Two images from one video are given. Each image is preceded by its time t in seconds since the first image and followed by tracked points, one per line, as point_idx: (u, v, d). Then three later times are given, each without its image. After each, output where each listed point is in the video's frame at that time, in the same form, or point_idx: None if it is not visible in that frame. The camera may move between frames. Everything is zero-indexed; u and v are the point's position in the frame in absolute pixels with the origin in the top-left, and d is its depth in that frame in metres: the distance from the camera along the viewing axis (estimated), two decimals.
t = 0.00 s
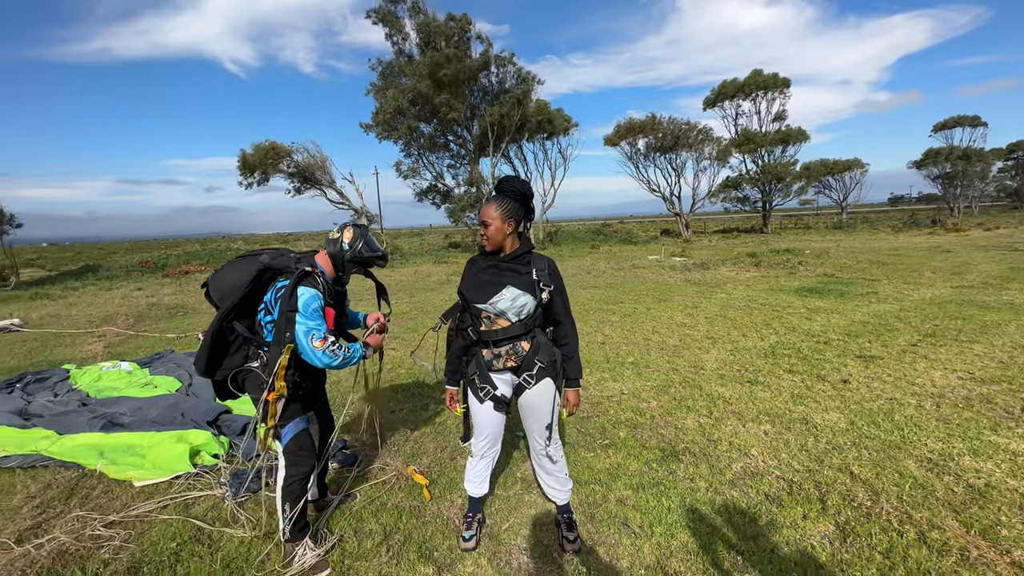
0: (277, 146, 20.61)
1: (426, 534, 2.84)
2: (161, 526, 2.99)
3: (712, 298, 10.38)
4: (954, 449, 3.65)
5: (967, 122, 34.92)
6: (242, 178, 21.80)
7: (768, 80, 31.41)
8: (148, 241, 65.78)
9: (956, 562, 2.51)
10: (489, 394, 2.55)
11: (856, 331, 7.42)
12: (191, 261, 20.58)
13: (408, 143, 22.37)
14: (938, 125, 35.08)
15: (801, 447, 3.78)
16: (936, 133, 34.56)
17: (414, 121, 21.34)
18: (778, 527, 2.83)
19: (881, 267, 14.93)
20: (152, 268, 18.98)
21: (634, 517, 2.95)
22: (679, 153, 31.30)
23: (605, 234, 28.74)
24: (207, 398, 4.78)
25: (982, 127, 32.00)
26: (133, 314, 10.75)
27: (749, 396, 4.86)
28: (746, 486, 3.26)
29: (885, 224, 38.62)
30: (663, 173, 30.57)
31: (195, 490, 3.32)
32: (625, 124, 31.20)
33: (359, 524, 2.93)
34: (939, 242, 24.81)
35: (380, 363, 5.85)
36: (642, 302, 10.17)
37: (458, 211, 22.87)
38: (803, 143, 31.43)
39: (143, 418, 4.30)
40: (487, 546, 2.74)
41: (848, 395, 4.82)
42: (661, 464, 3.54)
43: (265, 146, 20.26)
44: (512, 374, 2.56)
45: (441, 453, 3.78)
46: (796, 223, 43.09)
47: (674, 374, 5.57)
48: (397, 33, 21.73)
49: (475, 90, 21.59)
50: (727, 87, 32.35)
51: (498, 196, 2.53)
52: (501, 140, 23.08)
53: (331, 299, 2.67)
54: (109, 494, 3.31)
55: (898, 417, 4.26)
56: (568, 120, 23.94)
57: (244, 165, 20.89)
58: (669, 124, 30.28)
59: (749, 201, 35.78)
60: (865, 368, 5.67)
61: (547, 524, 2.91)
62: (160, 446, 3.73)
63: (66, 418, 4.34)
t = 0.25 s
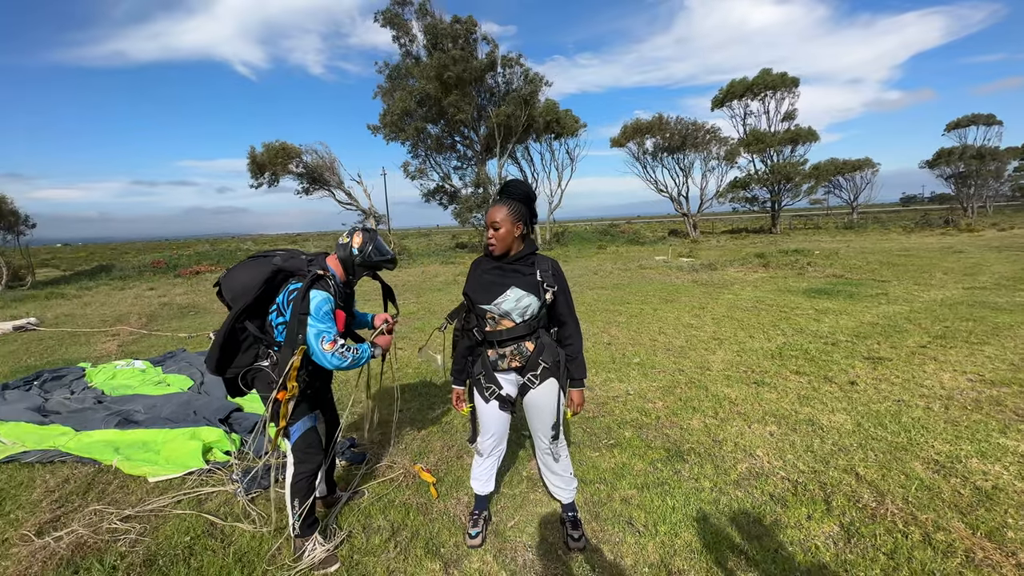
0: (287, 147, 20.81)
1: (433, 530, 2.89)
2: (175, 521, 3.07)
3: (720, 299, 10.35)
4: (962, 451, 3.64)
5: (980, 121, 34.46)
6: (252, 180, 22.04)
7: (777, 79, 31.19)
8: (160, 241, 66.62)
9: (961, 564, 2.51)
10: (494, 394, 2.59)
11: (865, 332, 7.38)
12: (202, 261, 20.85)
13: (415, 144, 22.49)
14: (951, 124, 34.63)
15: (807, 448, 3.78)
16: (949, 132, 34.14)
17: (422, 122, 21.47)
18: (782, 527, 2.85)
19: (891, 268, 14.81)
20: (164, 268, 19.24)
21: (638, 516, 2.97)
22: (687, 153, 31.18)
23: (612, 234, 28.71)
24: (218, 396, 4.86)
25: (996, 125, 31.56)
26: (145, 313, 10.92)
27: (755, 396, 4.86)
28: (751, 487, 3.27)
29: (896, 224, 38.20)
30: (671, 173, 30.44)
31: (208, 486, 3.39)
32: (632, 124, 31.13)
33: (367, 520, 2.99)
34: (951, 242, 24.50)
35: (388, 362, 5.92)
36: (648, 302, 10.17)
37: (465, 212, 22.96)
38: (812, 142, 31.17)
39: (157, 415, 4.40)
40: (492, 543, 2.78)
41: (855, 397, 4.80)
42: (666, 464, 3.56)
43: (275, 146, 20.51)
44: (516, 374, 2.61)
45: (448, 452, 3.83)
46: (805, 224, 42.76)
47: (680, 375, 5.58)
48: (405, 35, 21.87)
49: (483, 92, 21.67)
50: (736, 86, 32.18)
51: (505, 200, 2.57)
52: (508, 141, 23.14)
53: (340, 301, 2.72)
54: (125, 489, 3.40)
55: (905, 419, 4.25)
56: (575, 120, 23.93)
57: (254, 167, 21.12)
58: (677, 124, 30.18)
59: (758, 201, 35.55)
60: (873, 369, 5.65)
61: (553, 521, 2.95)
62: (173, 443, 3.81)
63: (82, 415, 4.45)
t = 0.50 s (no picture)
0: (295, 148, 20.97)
1: (440, 528, 2.92)
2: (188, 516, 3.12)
3: (727, 299, 10.32)
4: (970, 453, 3.62)
5: (992, 119, 34.03)
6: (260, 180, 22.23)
7: (785, 79, 30.97)
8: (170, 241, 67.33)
9: (968, 565, 2.50)
10: (501, 391, 2.63)
11: (873, 333, 7.33)
12: (212, 260, 21.07)
13: (422, 144, 22.58)
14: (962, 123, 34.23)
15: (814, 449, 3.78)
16: (961, 131, 33.72)
17: (428, 123, 21.54)
18: (788, 527, 2.86)
19: (900, 268, 14.68)
20: (173, 267, 19.46)
21: (644, 515, 2.99)
22: (694, 152, 31.05)
23: (618, 234, 28.67)
24: (229, 394, 4.93)
25: (1009, 124, 31.15)
26: (156, 312, 11.07)
27: (762, 397, 4.86)
28: (757, 487, 3.28)
29: (907, 224, 37.81)
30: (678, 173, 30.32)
31: (219, 482, 3.44)
32: (638, 124, 31.04)
33: (375, 517, 3.03)
34: (962, 243, 24.22)
35: (395, 361, 5.97)
36: (655, 302, 10.16)
37: (471, 212, 23.03)
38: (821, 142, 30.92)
39: (169, 413, 4.47)
40: (499, 541, 2.81)
41: (863, 398, 4.78)
42: (672, 464, 3.57)
43: (284, 146, 20.71)
44: (524, 372, 2.64)
45: (455, 450, 3.86)
46: (814, 223, 42.43)
47: (686, 375, 5.59)
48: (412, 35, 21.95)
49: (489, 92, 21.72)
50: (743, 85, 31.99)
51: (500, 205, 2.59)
52: (514, 141, 23.17)
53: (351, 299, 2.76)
54: (139, 484, 3.46)
55: (913, 420, 4.23)
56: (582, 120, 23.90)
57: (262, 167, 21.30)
58: (684, 123, 30.06)
59: (765, 201, 35.32)
60: (882, 371, 5.61)
61: (559, 520, 2.97)
62: (185, 440, 3.88)
63: (96, 412, 4.53)
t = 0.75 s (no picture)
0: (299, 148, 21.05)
1: (446, 526, 2.93)
2: (196, 514, 3.14)
3: (731, 299, 10.30)
4: (978, 453, 3.60)
5: (999, 118, 33.80)
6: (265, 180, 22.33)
7: (790, 78, 30.85)
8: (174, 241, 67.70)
9: (976, 566, 2.50)
10: (508, 391, 2.63)
11: (879, 333, 7.30)
12: (216, 260, 21.18)
13: (425, 144, 22.62)
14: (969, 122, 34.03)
15: (820, 449, 3.77)
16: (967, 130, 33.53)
17: (432, 123, 21.58)
18: (794, 527, 2.85)
19: (906, 268, 14.61)
20: (179, 267, 19.57)
21: (650, 514, 3.00)
22: (697, 152, 30.98)
23: (622, 234, 28.63)
24: (235, 393, 4.96)
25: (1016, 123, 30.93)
26: (162, 311, 11.12)
27: (767, 397, 4.85)
28: (763, 487, 3.27)
29: (912, 224, 37.61)
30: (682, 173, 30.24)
31: (227, 480, 3.47)
32: (642, 124, 30.99)
33: (382, 515, 3.04)
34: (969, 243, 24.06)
35: (400, 360, 5.99)
36: (659, 302, 10.15)
37: (475, 211, 23.06)
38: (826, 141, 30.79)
39: (177, 411, 4.50)
40: (506, 540, 2.82)
41: (869, 398, 4.77)
42: (677, 464, 3.57)
43: (289, 146, 20.83)
44: (530, 371, 2.65)
45: (460, 449, 3.87)
46: (819, 223, 42.28)
47: (690, 375, 5.58)
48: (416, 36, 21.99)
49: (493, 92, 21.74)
50: (748, 85, 31.88)
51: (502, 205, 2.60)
52: (518, 141, 23.18)
53: (361, 301, 2.78)
54: (147, 482, 3.49)
55: (920, 421, 4.22)
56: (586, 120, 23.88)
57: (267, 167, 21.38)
58: (688, 123, 29.99)
59: (770, 201, 35.20)
60: (888, 371, 5.58)
61: (565, 518, 2.98)
62: (193, 438, 3.90)
63: (104, 410, 4.57)
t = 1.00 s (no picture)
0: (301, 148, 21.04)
1: (451, 528, 2.91)
2: (198, 515, 3.12)
3: (734, 299, 10.26)
4: (987, 455, 3.56)
5: (1002, 118, 33.70)
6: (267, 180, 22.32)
7: (792, 78, 30.77)
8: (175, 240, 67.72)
9: (988, 569, 2.46)
10: (513, 392, 2.60)
11: (884, 334, 7.26)
12: (218, 260, 21.17)
13: (427, 144, 22.60)
14: (971, 122, 33.93)
15: (826, 450, 3.74)
16: (970, 130, 33.43)
17: (434, 123, 21.56)
18: (802, 529, 2.82)
19: (909, 268, 14.56)
20: (180, 267, 19.57)
21: (656, 516, 2.97)
22: (699, 152, 30.92)
23: (624, 234, 28.57)
24: (237, 393, 4.94)
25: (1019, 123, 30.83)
26: (163, 311, 11.11)
27: (772, 398, 4.81)
28: (770, 489, 3.24)
29: (915, 224, 37.50)
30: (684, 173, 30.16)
31: (229, 480, 3.45)
32: (644, 124, 30.94)
33: (385, 517, 3.02)
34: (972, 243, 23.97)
35: (403, 361, 5.96)
36: (662, 302, 10.11)
37: (476, 211, 23.05)
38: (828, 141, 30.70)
39: (179, 411, 4.48)
40: (511, 541, 2.79)
41: (875, 399, 4.73)
42: (683, 465, 3.55)
43: (290, 147, 20.77)
44: (535, 372, 2.62)
45: (464, 450, 3.84)
46: (821, 223, 42.18)
47: (694, 376, 5.54)
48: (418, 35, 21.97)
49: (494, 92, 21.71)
50: (750, 85, 31.81)
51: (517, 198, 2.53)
52: (520, 141, 23.15)
53: (366, 301, 2.75)
54: (149, 482, 3.47)
55: (927, 422, 4.18)
56: (588, 120, 23.85)
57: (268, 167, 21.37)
58: (690, 123, 29.93)
59: (772, 201, 35.12)
60: (893, 372, 5.54)
61: (570, 520, 2.95)
62: (195, 438, 3.88)
63: (106, 410, 4.55)
